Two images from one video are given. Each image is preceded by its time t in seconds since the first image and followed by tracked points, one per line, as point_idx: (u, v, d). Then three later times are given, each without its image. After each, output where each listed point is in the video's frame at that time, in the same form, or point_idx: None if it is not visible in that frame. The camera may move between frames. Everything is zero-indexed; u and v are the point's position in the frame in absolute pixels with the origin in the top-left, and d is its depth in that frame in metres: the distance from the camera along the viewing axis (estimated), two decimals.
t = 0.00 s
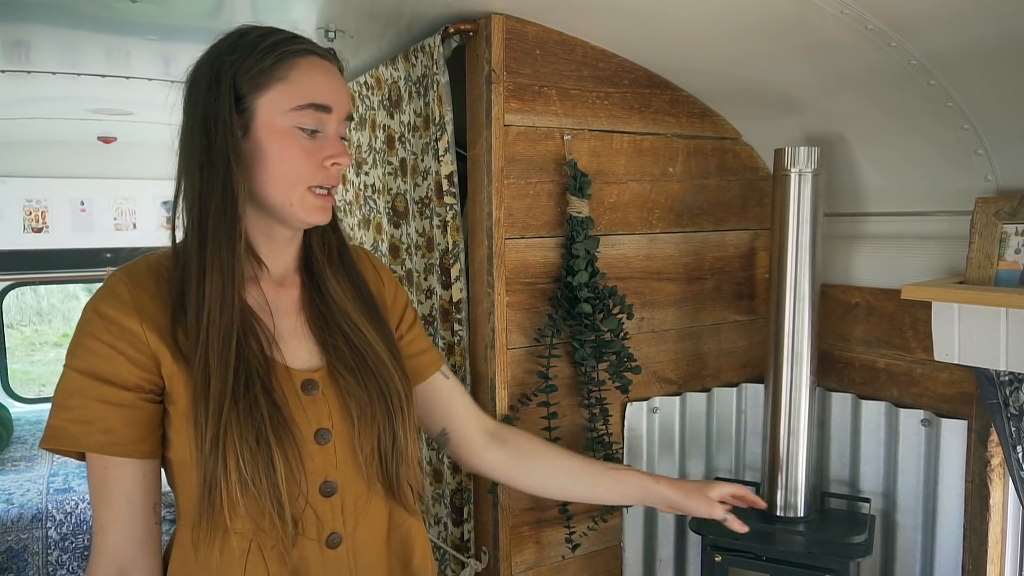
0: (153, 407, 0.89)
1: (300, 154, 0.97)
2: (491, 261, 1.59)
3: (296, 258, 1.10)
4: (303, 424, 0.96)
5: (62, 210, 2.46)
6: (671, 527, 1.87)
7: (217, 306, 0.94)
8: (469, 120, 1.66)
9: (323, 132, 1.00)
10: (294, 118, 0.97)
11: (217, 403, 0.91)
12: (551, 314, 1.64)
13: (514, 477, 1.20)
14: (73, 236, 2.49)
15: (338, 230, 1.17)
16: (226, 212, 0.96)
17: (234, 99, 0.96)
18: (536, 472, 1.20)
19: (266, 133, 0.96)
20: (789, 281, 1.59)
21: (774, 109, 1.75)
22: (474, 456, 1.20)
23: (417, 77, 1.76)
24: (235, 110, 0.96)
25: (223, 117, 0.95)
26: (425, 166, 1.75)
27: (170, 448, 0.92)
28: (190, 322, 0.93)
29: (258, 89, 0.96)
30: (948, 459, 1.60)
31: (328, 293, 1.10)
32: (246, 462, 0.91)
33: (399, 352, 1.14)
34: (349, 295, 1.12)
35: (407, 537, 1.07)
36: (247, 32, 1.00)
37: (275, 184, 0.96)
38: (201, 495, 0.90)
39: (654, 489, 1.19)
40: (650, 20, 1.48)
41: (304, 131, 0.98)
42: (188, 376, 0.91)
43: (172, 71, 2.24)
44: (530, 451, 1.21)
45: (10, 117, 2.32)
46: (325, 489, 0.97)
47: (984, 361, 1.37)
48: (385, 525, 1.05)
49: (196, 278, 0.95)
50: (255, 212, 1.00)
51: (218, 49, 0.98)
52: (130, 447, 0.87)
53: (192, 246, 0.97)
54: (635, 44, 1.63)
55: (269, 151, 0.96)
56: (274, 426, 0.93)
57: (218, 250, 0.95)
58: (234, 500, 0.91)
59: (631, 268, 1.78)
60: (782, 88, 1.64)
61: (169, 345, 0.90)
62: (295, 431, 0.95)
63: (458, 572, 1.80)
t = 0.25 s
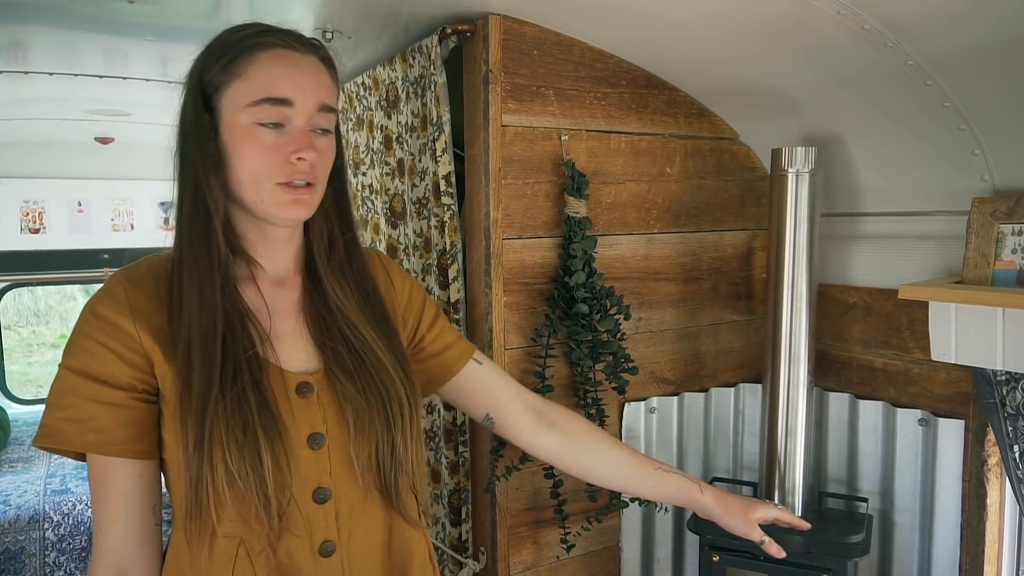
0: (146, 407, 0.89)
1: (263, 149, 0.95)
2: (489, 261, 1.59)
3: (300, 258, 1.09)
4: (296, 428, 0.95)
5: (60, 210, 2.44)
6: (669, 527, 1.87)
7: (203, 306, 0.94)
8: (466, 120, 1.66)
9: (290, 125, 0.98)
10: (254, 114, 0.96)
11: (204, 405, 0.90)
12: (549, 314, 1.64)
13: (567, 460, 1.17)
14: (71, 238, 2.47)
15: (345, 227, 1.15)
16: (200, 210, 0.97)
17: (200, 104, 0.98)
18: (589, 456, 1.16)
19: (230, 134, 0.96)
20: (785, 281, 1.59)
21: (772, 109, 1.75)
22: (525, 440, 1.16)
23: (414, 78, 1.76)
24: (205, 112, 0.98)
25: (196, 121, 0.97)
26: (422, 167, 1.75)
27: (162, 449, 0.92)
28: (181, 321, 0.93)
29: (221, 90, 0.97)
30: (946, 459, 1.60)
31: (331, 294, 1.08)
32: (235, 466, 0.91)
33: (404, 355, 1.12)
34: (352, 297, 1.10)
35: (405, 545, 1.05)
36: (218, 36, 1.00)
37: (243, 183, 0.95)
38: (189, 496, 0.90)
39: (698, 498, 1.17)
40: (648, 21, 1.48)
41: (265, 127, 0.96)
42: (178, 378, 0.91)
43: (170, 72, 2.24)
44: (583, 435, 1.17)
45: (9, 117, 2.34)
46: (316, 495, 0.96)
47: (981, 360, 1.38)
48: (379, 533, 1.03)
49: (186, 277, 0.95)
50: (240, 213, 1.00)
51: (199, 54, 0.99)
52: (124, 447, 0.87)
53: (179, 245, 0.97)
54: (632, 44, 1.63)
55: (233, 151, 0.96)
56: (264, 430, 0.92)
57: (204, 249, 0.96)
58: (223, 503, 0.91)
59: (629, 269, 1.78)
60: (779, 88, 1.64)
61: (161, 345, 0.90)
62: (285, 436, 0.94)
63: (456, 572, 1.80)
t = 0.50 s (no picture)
0: (144, 401, 0.93)
1: (243, 149, 0.95)
2: (488, 258, 1.59)
3: (307, 254, 1.08)
4: (291, 428, 0.95)
5: (58, 209, 2.45)
6: (667, 524, 1.87)
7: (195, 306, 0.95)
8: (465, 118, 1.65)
9: (266, 120, 0.97)
10: (227, 116, 0.96)
11: (194, 406, 0.91)
12: (547, 311, 1.64)
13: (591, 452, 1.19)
14: (69, 236, 2.48)
15: (355, 217, 1.14)
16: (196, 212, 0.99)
17: (184, 113, 1.00)
18: (614, 448, 1.19)
19: (213, 139, 0.97)
20: (784, 279, 1.59)
21: (770, 107, 1.75)
22: (550, 431, 1.18)
23: (412, 75, 1.76)
24: (190, 119, 1.00)
25: (186, 129, 1.00)
26: (421, 164, 1.75)
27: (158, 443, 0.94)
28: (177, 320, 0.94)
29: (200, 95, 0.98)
30: (943, 456, 1.60)
31: (336, 290, 1.07)
32: (225, 467, 0.91)
33: (410, 352, 1.10)
34: (359, 293, 1.10)
35: (403, 548, 1.05)
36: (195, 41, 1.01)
37: (234, 185, 0.96)
38: (179, 498, 0.92)
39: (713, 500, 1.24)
40: (646, 18, 1.48)
41: (241, 127, 0.96)
42: (173, 374, 0.93)
43: (168, 70, 2.24)
44: (608, 427, 1.20)
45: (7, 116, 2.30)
46: (310, 497, 0.96)
47: (979, 358, 1.38)
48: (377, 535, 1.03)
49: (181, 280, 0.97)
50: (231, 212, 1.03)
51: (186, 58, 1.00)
52: (120, 439, 0.91)
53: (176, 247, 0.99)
54: (631, 42, 1.63)
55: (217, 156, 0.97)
56: (257, 430, 0.93)
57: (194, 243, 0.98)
58: (213, 504, 0.92)
59: (627, 266, 1.78)
60: (778, 86, 1.64)
61: (159, 340, 0.93)
62: (278, 436, 0.94)
63: (455, 570, 1.80)
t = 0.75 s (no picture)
0: (143, 389, 0.93)
1: (248, 150, 0.95)
2: (488, 254, 1.59)
3: (316, 250, 1.08)
4: (289, 425, 0.96)
5: (57, 206, 2.44)
6: (666, 521, 1.87)
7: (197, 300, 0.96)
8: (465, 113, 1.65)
9: (266, 120, 0.97)
10: (230, 118, 0.96)
11: (193, 400, 0.92)
12: (547, 308, 1.64)
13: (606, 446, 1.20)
14: (68, 233, 2.48)
15: (365, 211, 1.13)
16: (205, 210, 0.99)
17: (191, 118, 1.01)
18: (628, 441, 1.21)
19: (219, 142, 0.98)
20: (784, 274, 1.59)
21: (770, 104, 1.75)
22: (565, 426, 1.19)
23: (412, 72, 1.75)
24: (198, 122, 1.01)
25: (196, 134, 1.02)
26: (420, 161, 1.75)
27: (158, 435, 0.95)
28: (179, 314, 0.95)
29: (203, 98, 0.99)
30: (942, 453, 1.60)
31: (343, 287, 1.07)
32: (220, 463, 0.92)
33: (415, 352, 1.10)
34: (367, 291, 1.10)
35: (397, 553, 1.04)
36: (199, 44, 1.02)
37: (242, 185, 0.96)
38: (173, 493, 0.92)
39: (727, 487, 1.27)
40: (646, 15, 1.48)
41: (243, 129, 0.96)
42: (173, 366, 0.93)
43: (167, 66, 2.23)
44: (623, 421, 1.21)
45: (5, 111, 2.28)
46: (304, 496, 0.96)
47: (978, 354, 1.38)
48: (373, 536, 1.03)
49: (184, 277, 0.98)
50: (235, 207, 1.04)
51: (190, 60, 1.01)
52: (116, 427, 0.91)
53: (182, 244, 1.01)
54: (631, 38, 1.63)
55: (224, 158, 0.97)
56: (255, 427, 0.93)
57: (207, 245, 0.99)
58: (206, 501, 0.93)
59: (627, 263, 1.78)
60: (777, 83, 1.64)
61: (162, 330, 0.94)
62: (275, 434, 0.95)
63: (455, 567, 1.80)
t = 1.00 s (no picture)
0: (140, 381, 0.94)
1: (250, 154, 0.96)
2: (488, 253, 1.59)
3: (317, 252, 1.10)
4: (286, 425, 0.97)
5: (56, 204, 2.44)
6: (666, 519, 1.88)
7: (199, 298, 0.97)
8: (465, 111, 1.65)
9: (266, 124, 0.98)
10: (232, 121, 0.97)
11: (192, 399, 0.93)
12: (547, 306, 1.64)
13: (607, 443, 1.23)
14: (68, 232, 2.48)
15: (366, 214, 1.14)
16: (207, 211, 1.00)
17: (194, 121, 1.02)
18: (629, 438, 1.24)
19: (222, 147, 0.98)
20: (783, 272, 1.59)
21: (769, 102, 1.75)
22: (567, 425, 1.22)
23: (412, 71, 1.75)
24: (201, 126, 1.02)
25: (200, 136, 1.02)
26: (420, 159, 1.75)
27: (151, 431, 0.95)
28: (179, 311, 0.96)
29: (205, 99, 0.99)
30: (942, 451, 1.61)
31: (344, 289, 1.08)
32: (217, 463, 0.93)
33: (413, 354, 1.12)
34: (369, 292, 1.11)
35: (388, 554, 1.06)
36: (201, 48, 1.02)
37: (243, 189, 0.97)
38: (167, 491, 0.93)
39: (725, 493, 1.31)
40: (646, 13, 1.48)
41: (245, 132, 0.97)
42: (172, 363, 0.94)
43: (166, 64, 2.23)
44: (623, 418, 1.24)
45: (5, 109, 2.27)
46: (298, 496, 0.97)
47: (978, 352, 1.38)
48: (365, 537, 1.05)
49: (183, 276, 0.98)
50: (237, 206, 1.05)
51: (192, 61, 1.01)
52: (111, 418, 0.92)
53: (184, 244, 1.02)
54: (630, 36, 1.63)
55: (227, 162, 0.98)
56: (253, 427, 0.94)
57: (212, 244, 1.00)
58: (201, 500, 0.94)
59: (627, 261, 1.78)
60: (778, 81, 1.64)
61: (161, 324, 0.94)
62: (272, 434, 0.96)
63: (455, 565, 1.80)
